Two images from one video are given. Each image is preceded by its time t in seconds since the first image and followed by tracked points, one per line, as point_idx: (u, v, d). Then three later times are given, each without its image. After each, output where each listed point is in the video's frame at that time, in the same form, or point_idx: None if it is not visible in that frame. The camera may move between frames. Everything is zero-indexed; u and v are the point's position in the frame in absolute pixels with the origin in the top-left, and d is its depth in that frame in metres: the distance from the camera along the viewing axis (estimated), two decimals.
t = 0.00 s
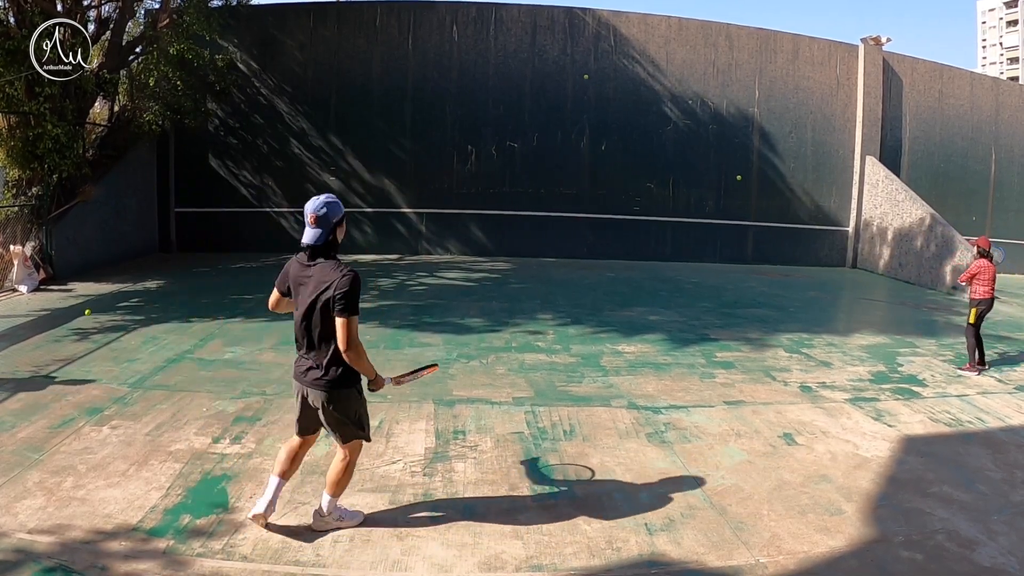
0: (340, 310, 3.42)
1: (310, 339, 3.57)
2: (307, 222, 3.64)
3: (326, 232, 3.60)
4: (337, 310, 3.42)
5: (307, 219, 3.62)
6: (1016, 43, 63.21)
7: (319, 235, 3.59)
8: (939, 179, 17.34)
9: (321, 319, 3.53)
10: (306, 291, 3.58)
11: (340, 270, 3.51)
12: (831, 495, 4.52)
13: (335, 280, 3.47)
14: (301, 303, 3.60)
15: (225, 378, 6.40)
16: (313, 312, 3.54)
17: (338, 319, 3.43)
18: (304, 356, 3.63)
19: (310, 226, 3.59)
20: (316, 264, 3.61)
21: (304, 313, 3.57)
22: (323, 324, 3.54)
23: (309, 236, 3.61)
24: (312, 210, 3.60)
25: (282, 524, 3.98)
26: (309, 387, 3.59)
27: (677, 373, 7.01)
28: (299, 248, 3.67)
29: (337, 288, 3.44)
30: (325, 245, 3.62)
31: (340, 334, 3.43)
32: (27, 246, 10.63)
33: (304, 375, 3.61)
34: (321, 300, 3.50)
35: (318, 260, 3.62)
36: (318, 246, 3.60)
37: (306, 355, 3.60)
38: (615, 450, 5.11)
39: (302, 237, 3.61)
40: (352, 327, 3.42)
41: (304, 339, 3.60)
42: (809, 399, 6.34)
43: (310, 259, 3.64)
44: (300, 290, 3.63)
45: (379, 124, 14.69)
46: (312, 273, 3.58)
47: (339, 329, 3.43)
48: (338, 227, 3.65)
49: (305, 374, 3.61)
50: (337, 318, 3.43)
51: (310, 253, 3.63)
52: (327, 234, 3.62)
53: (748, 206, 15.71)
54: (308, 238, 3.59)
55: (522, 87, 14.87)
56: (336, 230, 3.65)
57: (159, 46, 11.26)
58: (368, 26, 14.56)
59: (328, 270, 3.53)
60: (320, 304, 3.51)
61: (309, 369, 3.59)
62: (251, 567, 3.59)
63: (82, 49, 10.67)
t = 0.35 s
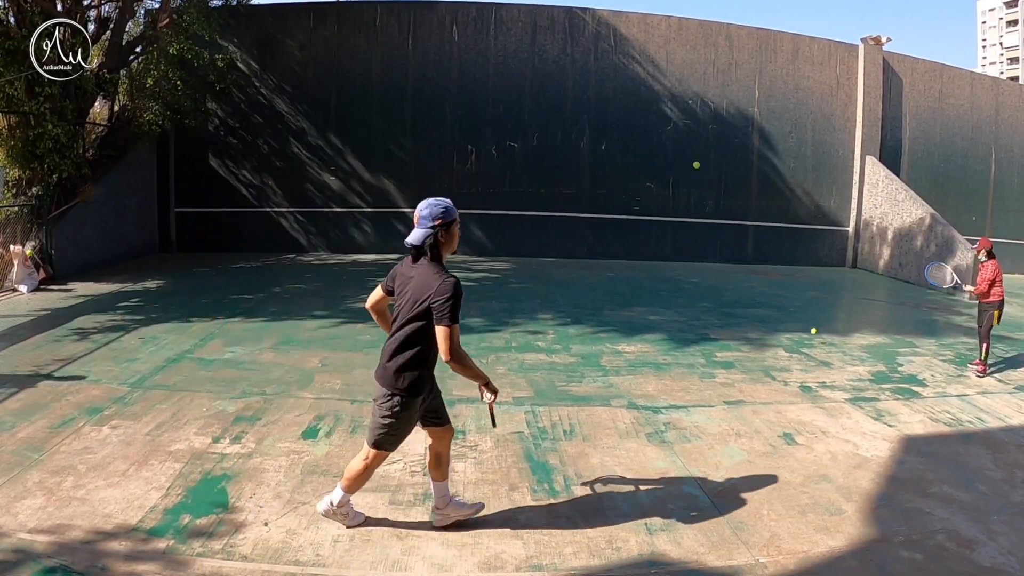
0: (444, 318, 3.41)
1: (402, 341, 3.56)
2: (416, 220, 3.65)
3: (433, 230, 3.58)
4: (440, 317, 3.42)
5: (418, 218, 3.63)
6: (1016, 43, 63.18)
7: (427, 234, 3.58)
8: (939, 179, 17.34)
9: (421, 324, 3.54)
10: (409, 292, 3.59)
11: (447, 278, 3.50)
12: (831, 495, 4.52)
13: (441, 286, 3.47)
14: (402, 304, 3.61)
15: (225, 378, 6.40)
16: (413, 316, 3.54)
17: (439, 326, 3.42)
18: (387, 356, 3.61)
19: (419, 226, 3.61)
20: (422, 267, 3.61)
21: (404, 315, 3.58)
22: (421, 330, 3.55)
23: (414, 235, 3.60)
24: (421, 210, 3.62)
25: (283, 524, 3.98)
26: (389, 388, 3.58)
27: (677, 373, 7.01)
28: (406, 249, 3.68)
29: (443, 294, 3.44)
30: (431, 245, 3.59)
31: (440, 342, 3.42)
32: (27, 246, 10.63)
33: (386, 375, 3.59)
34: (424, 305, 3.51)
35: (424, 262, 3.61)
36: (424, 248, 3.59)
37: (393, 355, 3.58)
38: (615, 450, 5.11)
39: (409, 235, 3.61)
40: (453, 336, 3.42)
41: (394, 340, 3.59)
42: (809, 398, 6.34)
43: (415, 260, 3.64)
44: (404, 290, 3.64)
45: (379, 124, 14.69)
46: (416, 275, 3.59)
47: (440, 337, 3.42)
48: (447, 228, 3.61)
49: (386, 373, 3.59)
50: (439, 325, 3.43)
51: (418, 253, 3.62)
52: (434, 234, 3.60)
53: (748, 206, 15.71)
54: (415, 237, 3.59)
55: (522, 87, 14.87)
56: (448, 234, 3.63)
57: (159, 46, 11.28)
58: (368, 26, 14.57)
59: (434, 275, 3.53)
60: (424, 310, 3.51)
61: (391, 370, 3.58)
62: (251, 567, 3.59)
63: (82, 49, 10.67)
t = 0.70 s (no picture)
0: (554, 335, 3.31)
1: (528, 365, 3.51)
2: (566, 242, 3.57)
3: (586, 256, 3.48)
4: (551, 333, 3.32)
5: (569, 242, 3.53)
6: (1016, 43, 63.15)
7: (578, 259, 3.48)
8: (939, 179, 17.33)
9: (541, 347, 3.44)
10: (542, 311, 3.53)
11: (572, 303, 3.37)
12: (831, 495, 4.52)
13: (565, 306, 3.37)
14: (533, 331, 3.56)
15: (225, 378, 6.40)
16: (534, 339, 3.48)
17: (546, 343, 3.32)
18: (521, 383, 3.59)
19: (567, 249, 3.52)
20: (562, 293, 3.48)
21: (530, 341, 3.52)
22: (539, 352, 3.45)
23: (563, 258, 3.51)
24: (574, 233, 3.53)
25: (283, 524, 3.99)
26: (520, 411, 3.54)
27: (677, 373, 7.01)
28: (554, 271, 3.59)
29: (564, 316, 3.33)
30: (579, 271, 3.48)
31: (544, 356, 3.31)
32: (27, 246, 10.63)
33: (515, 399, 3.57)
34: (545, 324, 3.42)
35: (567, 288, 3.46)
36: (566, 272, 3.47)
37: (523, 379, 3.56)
38: (614, 450, 5.11)
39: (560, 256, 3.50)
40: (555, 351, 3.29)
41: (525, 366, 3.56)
42: (809, 398, 6.34)
43: (558, 286, 3.52)
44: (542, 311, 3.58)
45: (379, 124, 14.69)
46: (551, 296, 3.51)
47: (544, 352, 3.31)
48: (598, 256, 3.52)
49: (518, 400, 3.56)
50: (547, 340, 3.32)
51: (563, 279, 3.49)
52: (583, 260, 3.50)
53: (748, 206, 15.71)
54: (565, 260, 3.48)
55: (522, 87, 14.87)
56: (595, 260, 3.51)
57: (159, 46, 11.29)
58: (368, 26, 14.57)
59: (561, 298, 3.42)
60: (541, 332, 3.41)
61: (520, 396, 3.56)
62: (251, 567, 3.59)
63: (83, 49, 10.67)
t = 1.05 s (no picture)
0: (780, 358, 2.72)
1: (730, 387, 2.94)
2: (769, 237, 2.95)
3: (795, 255, 2.87)
4: (774, 355, 2.73)
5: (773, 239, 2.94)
6: (1015, 43, 63.15)
7: (785, 258, 2.87)
8: (939, 179, 17.34)
9: (753, 368, 2.85)
10: (741, 322, 2.92)
11: (791, 314, 2.78)
12: (830, 494, 4.52)
13: (782, 319, 2.77)
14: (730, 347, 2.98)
15: (225, 378, 6.39)
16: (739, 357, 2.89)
17: (770, 365, 2.73)
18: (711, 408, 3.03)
19: (773, 247, 2.91)
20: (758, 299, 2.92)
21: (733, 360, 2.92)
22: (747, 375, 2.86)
23: (768, 258, 2.90)
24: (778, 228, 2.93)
25: (283, 524, 3.99)
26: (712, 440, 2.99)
27: (677, 373, 7.01)
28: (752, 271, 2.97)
29: (786, 329, 2.74)
30: (788, 272, 2.87)
31: (772, 383, 2.72)
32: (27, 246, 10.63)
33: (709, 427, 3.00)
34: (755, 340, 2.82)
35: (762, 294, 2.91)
36: (770, 273, 2.88)
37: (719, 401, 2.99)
38: (614, 450, 5.11)
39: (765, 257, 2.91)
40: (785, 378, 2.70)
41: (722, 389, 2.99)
42: (808, 398, 6.34)
43: (761, 290, 2.92)
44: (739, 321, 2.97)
45: (379, 124, 14.69)
46: (754, 305, 2.89)
47: (770, 378, 2.72)
48: (808, 256, 2.90)
49: (715, 430, 2.98)
50: (771, 365, 2.73)
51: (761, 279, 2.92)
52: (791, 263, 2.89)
53: (747, 206, 15.72)
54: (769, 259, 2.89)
55: (522, 86, 14.87)
56: (803, 261, 2.89)
57: (159, 46, 11.32)
58: (368, 26, 14.57)
59: (772, 306, 2.82)
60: (754, 348, 2.82)
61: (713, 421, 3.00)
62: (250, 567, 3.59)
63: (82, 49, 10.68)
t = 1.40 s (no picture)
0: (957, 392, 2.63)
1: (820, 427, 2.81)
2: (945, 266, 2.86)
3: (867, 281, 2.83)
4: (951, 390, 2.64)
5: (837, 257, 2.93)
6: (1015, 43, 63.13)
7: (959, 284, 2.79)
8: (939, 179, 17.34)
9: (929, 405, 2.75)
10: (918, 360, 2.83)
11: (972, 343, 2.68)
12: (831, 495, 4.52)
13: (959, 351, 2.68)
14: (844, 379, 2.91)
15: (225, 378, 6.39)
16: (916, 383, 2.82)
17: (947, 400, 2.64)
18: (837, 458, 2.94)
19: (946, 273, 2.83)
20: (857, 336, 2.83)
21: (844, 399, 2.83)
22: (925, 401, 2.75)
23: (943, 285, 2.82)
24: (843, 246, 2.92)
25: (282, 523, 3.99)
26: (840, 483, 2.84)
27: (678, 373, 7.01)
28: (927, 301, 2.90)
29: (961, 361, 2.66)
30: (964, 300, 2.78)
31: (949, 418, 2.63)
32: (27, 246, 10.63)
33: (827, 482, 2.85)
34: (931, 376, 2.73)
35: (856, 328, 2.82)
36: (943, 297, 2.81)
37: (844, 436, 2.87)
38: (615, 450, 5.11)
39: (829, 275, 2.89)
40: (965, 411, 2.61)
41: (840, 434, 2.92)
42: (808, 398, 6.34)
43: (936, 320, 2.84)
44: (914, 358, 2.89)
45: (379, 124, 14.69)
46: (928, 337, 2.82)
47: (946, 412, 2.64)
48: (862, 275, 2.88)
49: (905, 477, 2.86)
50: (949, 400, 2.64)
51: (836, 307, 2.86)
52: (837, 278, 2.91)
53: (747, 206, 15.72)
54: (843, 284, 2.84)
55: (521, 86, 14.87)
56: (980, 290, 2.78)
57: (158, 46, 11.32)
58: (368, 26, 14.57)
59: (945, 337, 2.74)
60: (931, 382, 2.72)
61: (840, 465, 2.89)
62: (250, 567, 3.59)
63: (83, 49, 10.69)
